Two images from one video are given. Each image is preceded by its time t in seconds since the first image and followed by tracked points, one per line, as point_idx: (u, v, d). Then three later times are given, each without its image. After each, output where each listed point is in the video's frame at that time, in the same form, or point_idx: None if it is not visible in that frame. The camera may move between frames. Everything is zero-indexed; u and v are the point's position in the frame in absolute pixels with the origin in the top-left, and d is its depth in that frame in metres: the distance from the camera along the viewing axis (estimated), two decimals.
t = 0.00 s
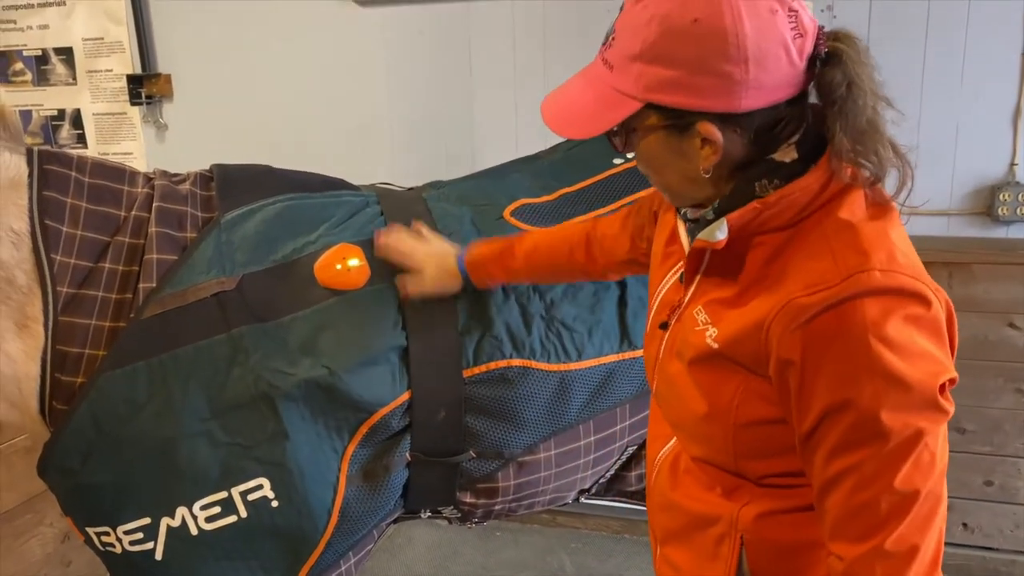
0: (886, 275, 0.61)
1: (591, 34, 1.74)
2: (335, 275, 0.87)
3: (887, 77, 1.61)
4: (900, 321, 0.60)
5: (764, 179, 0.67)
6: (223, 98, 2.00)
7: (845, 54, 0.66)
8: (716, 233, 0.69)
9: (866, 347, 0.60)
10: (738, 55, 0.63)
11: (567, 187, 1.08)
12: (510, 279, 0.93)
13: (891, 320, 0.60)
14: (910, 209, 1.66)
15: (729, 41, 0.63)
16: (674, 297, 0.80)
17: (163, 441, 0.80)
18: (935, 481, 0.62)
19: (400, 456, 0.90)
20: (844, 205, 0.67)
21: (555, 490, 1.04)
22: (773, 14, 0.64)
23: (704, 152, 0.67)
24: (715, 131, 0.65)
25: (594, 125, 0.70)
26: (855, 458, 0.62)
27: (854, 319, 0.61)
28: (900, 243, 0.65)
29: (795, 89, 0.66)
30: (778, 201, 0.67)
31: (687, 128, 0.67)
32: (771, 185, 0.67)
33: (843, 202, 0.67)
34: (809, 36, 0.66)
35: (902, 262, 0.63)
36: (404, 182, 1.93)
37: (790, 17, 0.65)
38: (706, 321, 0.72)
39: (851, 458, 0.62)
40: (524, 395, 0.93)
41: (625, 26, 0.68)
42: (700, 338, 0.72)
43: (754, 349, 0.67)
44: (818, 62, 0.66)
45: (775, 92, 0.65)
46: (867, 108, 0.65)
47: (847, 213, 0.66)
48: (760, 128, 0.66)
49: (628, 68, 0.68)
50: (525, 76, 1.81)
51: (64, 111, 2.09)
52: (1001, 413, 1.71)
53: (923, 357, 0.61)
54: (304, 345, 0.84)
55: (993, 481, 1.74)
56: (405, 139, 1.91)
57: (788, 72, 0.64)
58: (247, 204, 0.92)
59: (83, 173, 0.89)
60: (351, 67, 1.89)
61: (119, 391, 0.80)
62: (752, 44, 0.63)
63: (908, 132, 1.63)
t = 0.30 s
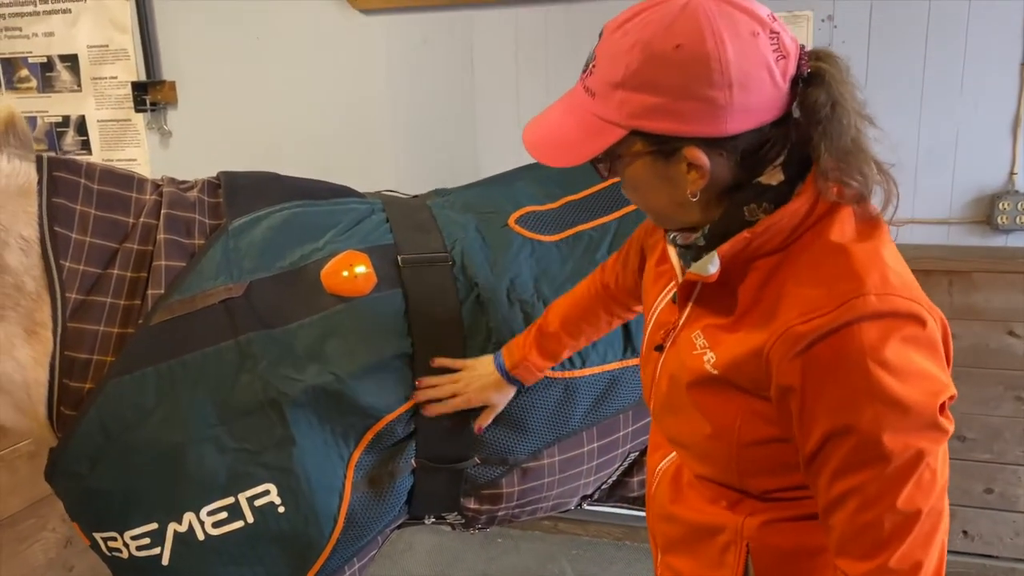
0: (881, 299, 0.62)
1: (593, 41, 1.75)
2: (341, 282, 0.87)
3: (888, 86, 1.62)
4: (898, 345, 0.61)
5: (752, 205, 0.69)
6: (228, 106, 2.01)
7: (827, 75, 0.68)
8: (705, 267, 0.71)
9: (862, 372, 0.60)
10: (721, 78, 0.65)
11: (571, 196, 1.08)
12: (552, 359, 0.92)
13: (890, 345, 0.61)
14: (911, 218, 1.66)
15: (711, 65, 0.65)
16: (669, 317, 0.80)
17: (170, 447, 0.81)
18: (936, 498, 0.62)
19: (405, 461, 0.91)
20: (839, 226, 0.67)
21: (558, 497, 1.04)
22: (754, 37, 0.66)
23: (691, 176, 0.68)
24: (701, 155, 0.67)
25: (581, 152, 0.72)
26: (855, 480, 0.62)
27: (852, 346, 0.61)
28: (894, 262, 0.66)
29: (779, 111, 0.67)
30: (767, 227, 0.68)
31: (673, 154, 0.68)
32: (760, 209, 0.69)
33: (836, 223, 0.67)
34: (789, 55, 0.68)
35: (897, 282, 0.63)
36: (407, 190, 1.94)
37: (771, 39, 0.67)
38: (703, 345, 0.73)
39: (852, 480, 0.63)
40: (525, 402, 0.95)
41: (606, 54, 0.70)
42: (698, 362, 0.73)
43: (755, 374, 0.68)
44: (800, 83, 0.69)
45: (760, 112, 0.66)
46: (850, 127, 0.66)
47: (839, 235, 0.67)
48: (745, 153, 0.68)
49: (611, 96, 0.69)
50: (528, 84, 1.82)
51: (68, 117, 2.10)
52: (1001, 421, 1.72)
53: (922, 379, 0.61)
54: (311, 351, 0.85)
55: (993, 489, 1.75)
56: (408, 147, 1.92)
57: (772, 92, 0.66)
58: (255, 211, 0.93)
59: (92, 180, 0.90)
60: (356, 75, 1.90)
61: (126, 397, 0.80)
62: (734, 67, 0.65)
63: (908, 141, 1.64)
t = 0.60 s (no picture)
0: (740, 345, 0.61)
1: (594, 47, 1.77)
2: (346, 284, 0.87)
3: (888, 92, 1.64)
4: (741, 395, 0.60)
5: (672, 248, 0.68)
6: (230, 110, 2.02)
7: (736, 116, 0.65)
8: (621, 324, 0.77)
9: (708, 419, 0.62)
10: (630, 131, 0.64)
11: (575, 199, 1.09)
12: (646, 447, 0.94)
13: (733, 395, 0.61)
14: (911, 223, 1.68)
15: (620, 120, 0.64)
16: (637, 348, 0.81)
17: (176, 448, 0.81)
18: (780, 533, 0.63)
19: (409, 463, 0.92)
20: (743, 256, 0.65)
21: (562, 498, 1.05)
22: (661, 88, 0.65)
23: (620, 226, 0.68)
24: (625, 206, 0.66)
25: (515, 209, 0.71)
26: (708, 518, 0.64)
27: (704, 391, 0.63)
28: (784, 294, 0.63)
29: (692, 156, 0.66)
30: (672, 276, 0.67)
31: (600, 206, 0.67)
32: (678, 253, 0.68)
33: (739, 258, 0.65)
34: (698, 101, 0.66)
35: (769, 327, 0.62)
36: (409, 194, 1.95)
37: (678, 87, 0.65)
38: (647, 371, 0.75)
39: (708, 515, 0.65)
40: (533, 404, 0.94)
41: (528, 116, 0.69)
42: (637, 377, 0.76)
43: (661, 410, 0.70)
44: (712, 125, 0.67)
45: (673, 162, 0.65)
46: (759, 165, 0.63)
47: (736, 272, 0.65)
48: (666, 200, 0.67)
49: (534, 154, 0.69)
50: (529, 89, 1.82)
51: (70, 121, 2.10)
52: (1000, 425, 1.71)
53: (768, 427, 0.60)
54: (317, 353, 0.85)
55: (992, 492, 1.74)
56: (409, 150, 1.92)
57: (684, 140, 0.64)
58: (262, 214, 0.93)
59: (100, 182, 0.90)
60: (359, 80, 1.91)
61: (132, 399, 0.80)
62: (643, 119, 0.64)
63: (908, 147, 1.65)
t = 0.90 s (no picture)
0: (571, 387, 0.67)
1: (594, 49, 1.77)
2: (351, 286, 0.88)
3: (888, 95, 1.64)
4: (564, 427, 0.67)
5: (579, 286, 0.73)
6: (230, 111, 2.02)
7: (653, 169, 0.68)
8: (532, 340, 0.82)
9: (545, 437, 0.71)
10: (559, 183, 0.66)
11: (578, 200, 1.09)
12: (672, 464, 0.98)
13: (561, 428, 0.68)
14: (910, 226, 1.68)
15: (550, 173, 0.66)
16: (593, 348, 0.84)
17: (181, 450, 0.82)
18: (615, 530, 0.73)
19: (411, 466, 0.92)
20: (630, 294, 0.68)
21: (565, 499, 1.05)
22: (586, 145, 0.67)
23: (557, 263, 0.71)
24: (560, 248, 0.69)
25: (463, 250, 0.73)
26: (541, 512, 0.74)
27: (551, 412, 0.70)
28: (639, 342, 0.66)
29: (614, 204, 0.69)
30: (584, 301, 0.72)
31: (539, 245, 0.71)
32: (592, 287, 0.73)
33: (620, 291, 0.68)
34: (621, 157, 0.69)
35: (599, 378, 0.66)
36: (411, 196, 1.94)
37: (602, 144, 0.68)
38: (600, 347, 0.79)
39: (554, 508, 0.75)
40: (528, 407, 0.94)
41: (472, 168, 0.72)
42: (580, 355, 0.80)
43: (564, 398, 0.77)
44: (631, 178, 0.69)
45: (594, 211, 0.68)
46: (671, 215, 0.65)
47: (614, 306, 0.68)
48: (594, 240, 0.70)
49: (478, 202, 0.71)
50: (529, 92, 1.83)
51: (70, 122, 2.10)
52: (998, 428, 1.71)
53: (586, 458, 0.67)
54: (322, 355, 0.86)
55: (990, 495, 1.75)
56: (409, 152, 1.92)
57: (607, 192, 0.67)
58: (267, 215, 0.93)
59: (104, 184, 0.90)
60: (359, 82, 1.91)
61: (138, 401, 0.81)
62: (571, 172, 0.66)
63: (907, 150, 1.65)
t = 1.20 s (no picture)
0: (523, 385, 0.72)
1: (593, 51, 1.77)
2: (353, 288, 0.88)
3: (887, 97, 1.64)
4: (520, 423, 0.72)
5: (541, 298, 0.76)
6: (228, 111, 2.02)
7: (599, 184, 0.72)
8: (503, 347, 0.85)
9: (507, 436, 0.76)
10: (513, 203, 0.69)
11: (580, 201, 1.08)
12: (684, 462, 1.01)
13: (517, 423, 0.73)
14: (908, 228, 1.68)
15: (504, 194, 0.69)
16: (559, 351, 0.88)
17: (186, 454, 0.81)
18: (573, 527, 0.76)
19: (412, 469, 0.93)
20: (578, 300, 0.71)
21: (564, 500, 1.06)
22: (536, 166, 0.70)
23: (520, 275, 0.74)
24: (521, 261, 0.72)
25: (433, 272, 0.75)
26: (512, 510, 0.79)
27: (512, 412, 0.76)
28: (585, 340, 0.70)
29: (566, 218, 0.71)
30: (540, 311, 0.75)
31: (502, 262, 0.73)
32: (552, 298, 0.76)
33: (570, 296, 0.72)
34: (569, 174, 0.72)
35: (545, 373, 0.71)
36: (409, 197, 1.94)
37: (551, 164, 0.71)
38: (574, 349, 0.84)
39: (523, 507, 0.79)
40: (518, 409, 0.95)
41: (433, 195, 0.74)
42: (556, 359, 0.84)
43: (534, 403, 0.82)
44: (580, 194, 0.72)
45: (549, 226, 0.70)
46: (616, 225, 0.70)
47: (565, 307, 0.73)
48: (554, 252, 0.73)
49: (441, 226, 0.74)
50: (528, 93, 1.82)
51: (68, 122, 2.10)
52: (996, 429, 1.72)
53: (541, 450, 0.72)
54: (324, 356, 0.86)
55: (988, 496, 1.75)
56: (408, 153, 1.92)
57: (558, 207, 0.70)
58: (269, 215, 0.93)
59: (104, 185, 0.90)
60: (359, 83, 1.91)
61: (140, 403, 0.80)
62: (524, 191, 0.69)
63: (905, 152, 1.66)
